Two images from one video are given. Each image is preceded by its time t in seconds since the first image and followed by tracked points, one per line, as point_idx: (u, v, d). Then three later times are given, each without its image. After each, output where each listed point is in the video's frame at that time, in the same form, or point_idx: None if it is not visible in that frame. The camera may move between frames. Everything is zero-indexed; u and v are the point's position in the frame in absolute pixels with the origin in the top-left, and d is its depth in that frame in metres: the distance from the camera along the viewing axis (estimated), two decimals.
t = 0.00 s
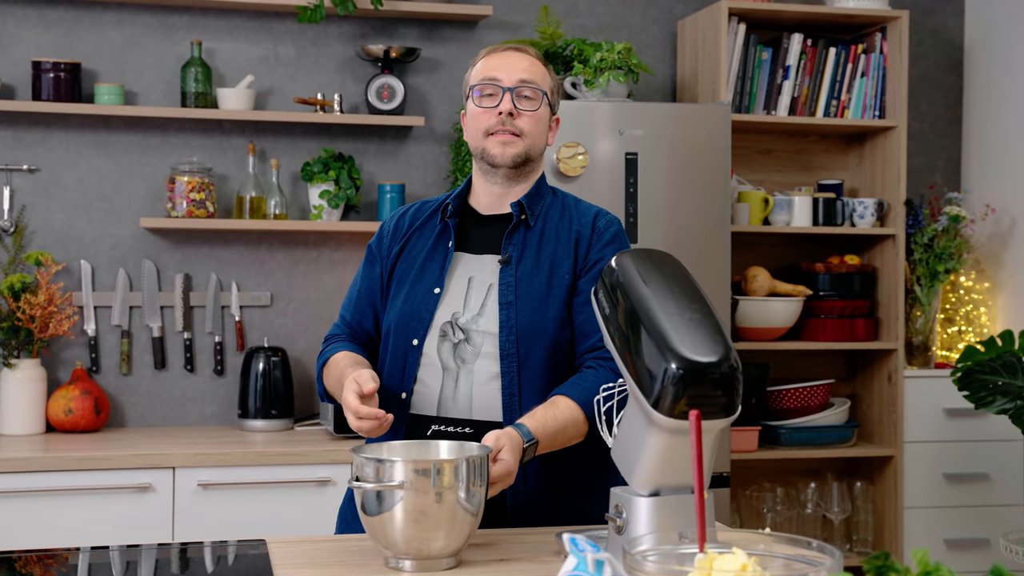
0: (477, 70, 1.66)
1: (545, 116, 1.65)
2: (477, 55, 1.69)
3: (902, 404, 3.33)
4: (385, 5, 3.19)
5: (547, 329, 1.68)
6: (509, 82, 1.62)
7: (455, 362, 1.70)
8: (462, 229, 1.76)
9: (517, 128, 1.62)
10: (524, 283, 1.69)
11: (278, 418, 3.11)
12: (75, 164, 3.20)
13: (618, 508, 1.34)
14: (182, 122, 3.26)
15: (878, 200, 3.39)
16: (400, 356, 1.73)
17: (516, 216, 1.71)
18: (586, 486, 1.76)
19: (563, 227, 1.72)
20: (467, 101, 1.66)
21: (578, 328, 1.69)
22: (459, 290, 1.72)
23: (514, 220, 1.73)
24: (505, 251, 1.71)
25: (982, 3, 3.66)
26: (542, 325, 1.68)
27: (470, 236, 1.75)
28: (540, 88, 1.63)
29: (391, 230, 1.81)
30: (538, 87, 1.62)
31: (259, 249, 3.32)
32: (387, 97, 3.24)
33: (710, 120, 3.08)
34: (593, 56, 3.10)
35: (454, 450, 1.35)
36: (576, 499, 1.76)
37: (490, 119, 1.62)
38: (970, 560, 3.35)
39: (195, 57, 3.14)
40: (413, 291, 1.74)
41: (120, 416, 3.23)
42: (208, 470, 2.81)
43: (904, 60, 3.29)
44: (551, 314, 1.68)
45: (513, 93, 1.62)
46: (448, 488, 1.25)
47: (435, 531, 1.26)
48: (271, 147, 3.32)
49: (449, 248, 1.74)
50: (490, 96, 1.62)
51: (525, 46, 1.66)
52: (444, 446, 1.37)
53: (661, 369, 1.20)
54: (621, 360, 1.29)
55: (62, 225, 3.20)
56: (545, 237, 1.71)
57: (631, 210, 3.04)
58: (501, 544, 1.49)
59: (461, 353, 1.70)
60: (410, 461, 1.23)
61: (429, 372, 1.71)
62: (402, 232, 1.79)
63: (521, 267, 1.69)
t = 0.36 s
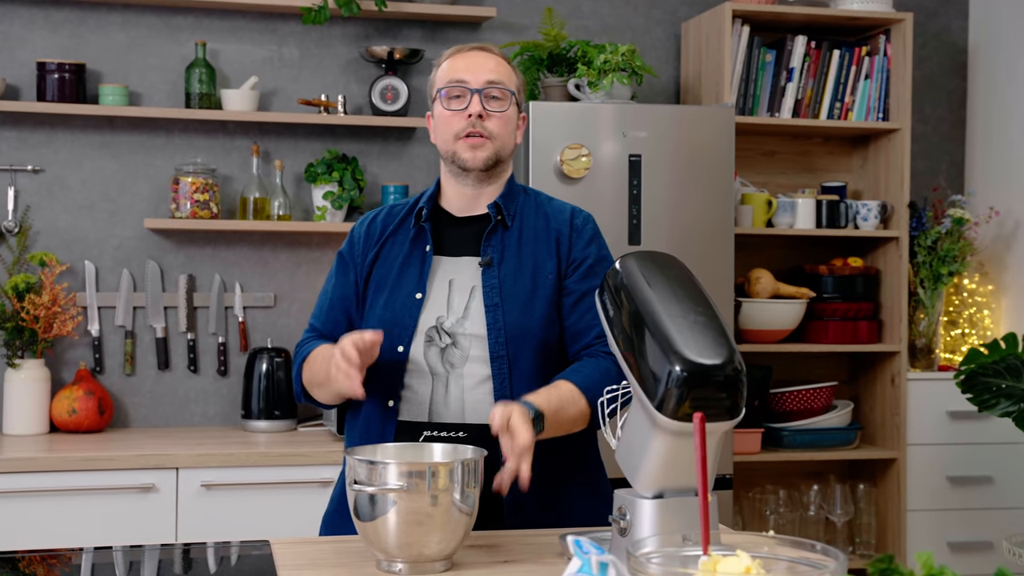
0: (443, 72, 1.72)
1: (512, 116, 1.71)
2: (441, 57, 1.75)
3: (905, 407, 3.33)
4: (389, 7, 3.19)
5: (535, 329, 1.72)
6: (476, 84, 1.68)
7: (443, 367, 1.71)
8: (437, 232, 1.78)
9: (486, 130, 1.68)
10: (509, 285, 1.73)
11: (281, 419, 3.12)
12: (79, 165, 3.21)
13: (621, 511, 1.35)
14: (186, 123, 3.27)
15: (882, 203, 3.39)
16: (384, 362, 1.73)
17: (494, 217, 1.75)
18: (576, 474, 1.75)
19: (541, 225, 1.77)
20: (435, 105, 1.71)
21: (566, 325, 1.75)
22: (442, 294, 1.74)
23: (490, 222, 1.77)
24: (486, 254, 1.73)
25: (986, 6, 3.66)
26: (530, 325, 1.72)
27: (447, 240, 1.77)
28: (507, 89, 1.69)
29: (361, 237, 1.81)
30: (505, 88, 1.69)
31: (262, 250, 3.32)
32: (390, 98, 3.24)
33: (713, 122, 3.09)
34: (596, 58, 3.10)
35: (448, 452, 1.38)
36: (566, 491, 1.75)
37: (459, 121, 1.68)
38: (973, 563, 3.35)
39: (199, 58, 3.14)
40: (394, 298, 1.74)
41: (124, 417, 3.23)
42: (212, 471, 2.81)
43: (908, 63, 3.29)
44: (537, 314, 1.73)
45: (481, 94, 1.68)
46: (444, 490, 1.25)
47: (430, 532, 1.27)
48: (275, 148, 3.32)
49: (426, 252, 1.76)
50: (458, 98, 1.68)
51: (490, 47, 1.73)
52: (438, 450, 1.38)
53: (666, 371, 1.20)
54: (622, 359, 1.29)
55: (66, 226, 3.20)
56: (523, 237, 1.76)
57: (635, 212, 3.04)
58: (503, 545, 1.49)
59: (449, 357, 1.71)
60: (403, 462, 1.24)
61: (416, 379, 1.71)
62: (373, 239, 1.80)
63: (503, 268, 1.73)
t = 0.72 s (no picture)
0: (417, 73, 1.73)
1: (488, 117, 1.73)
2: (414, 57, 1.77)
3: (920, 411, 3.32)
4: (404, 11, 3.20)
5: (525, 327, 1.77)
6: (451, 85, 1.70)
7: (436, 366, 1.72)
8: (415, 233, 1.80)
9: (462, 131, 1.69)
10: (499, 283, 1.77)
11: (296, 422, 3.12)
12: (96, 169, 3.22)
13: (639, 515, 1.34)
14: (202, 127, 3.28)
15: (897, 207, 3.38)
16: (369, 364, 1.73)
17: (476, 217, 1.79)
18: (574, 470, 1.79)
19: (522, 226, 1.83)
20: (410, 104, 1.72)
21: (563, 325, 1.82)
22: (428, 293, 1.75)
23: (471, 223, 1.80)
24: (472, 254, 1.77)
25: (1002, 9, 3.66)
26: (521, 324, 1.76)
27: (426, 241, 1.79)
28: (481, 89, 1.71)
29: (334, 240, 1.79)
30: (480, 88, 1.71)
31: (277, 254, 3.33)
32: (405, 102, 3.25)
33: (727, 125, 3.09)
34: (611, 62, 3.10)
35: (465, 457, 1.38)
36: (562, 488, 1.78)
37: (434, 121, 1.69)
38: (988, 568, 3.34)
39: (215, 62, 3.15)
40: (379, 299, 1.75)
41: (139, 420, 3.24)
42: (227, 474, 2.82)
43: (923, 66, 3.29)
44: (527, 311, 1.78)
45: (455, 95, 1.70)
46: (461, 494, 1.26)
47: (446, 537, 1.27)
48: (290, 152, 3.33)
49: (408, 253, 1.77)
50: (432, 99, 1.70)
51: (464, 48, 1.75)
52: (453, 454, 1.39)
53: (684, 376, 1.21)
54: (639, 365, 1.29)
55: (83, 229, 3.22)
56: (505, 237, 1.81)
57: (649, 216, 3.03)
58: (520, 549, 1.49)
59: (441, 356, 1.73)
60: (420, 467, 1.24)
61: (409, 379, 1.72)
62: (348, 242, 1.79)
63: (489, 267, 1.77)
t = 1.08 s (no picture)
0: (398, 74, 1.74)
1: (468, 122, 1.74)
2: (395, 58, 1.78)
3: (934, 413, 3.32)
4: (417, 13, 3.20)
5: (513, 326, 1.81)
6: (433, 89, 1.71)
7: (427, 367, 1.74)
8: (397, 234, 1.81)
9: (442, 137, 1.70)
10: (485, 284, 1.80)
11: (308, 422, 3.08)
12: (110, 171, 3.23)
13: (658, 518, 1.34)
14: (216, 130, 3.30)
15: (910, 208, 3.39)
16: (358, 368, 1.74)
17: (457, 218, 1.82)
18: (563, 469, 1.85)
19: (503, 226, 1.87)
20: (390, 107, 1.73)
21: (549, 326, 1.88)
22: (416, 295, 1.77)
23: (454, 224, 1.83)
24: (456, 254, 1.80)
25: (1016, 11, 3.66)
26: (508, 324, 1.80)
27: (410, 243, 1.81)
28: (463, 94, 1.73)
29: (311, 242, 1.78)
30: (461, 94, 1.72)
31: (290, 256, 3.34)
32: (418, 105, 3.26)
33: (741, 128, 3.08)
34: (624, 64, 3.10)
35: (482, 459, 1.38)
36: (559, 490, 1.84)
37: (415, 125, 1.70)
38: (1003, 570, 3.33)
39: (229, 65, 3.16)
40: (364, 302, 1.76)
41: (153, 422, 3.25)
42: (242, 476, 2.83)
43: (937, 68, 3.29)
44: (514, 310, 1.82)
45: (437, 100, 1.71)
46: (479, 496, 1.25)
47: (466, 539, 1.26)
48: (303, 154, 3.34)
49: (391, 254, 1.78)
50: (414, 103, 1.71)
51: (446, 51, 1.76)
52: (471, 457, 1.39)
53: (703, 379, 1.20)
54: (655, 363, 1.29)
55: (97, 232, 3.23)
56: (487, 237, 1.84)
57: (663, 218, 3.03)
58: (539, 552, 1.49)
59: (432, 358, 1.75)
60: (440, 469, 1.24)
61: (401, 381, 1.73)
62: (327, 244, 1.79)
63: (475, 268, 1.81)
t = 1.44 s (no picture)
0: (382, 73, 1.74)
1: (452, 123, 1.74)
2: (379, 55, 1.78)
3: (939, 415, 3.33)
4: (423, 15, 3.21)
5: (497, 328, 1.83)
6: (417, 90, 1.71)
7: (411, 371, 1.75)
8: (379, 233, 1.82)
9: (425, 139, 1.70)
10: (468, 286, 1.82)
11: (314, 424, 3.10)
12: (116, 173, 3.24)
13: (666, 520, 1.33)
14: (221, 132, 3.30)
15: (916, 211, 3.38)
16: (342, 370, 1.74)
17: (440, 220, 1.82)
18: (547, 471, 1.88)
19: (485, 227, 1.89)
20: (373, 106, 1.73)
21: (531, 326, 1.91)
22: (399, 298, 1.78)
23: (436, 225, 1.83)
24: (440, 257, 1.81)
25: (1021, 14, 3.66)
26: (492, 326, 1.82)
27: (393, 245, 1.82)
28: (447, 95, 1.73)
29: (292, 242, 1.78)
30: (445, 95, 1.72)
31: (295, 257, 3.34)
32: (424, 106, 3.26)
33: (747, 131, 3.09)
34: (630, 66, 3.11)
35: (491, 461, 1.37)
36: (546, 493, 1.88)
37: (398, 127, 1.70)
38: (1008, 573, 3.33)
39: (235, 67, 3.16)
40: (347, 304, 1.77)
41: (159, 424, 3.25)
42: (247, 477, 2.83)
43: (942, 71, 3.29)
44: (498, 311, 1.84)
45: (421, 100, 1.71)
46: (487, 499, 1.25)
47: (471, 542, 1.26)
48: (309, 155, 3.34)
49: (373, 256, 1.79)
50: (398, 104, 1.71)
51: (431, 49, 1.76)
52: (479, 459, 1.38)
53: (711, 381, 1.20)
54: (665, 366, 1.28)
55: (103, 233, 3.23)
56: (470, 239, 1.86)
57: (669, 220, 3.03)
58: (548, 554, 1.49)
59: (416, 361, 1.76)
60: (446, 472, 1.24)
61: (386, 387, 1.73)
62: (308, 244, 1.79)
63: (458, 270, 1.82)
